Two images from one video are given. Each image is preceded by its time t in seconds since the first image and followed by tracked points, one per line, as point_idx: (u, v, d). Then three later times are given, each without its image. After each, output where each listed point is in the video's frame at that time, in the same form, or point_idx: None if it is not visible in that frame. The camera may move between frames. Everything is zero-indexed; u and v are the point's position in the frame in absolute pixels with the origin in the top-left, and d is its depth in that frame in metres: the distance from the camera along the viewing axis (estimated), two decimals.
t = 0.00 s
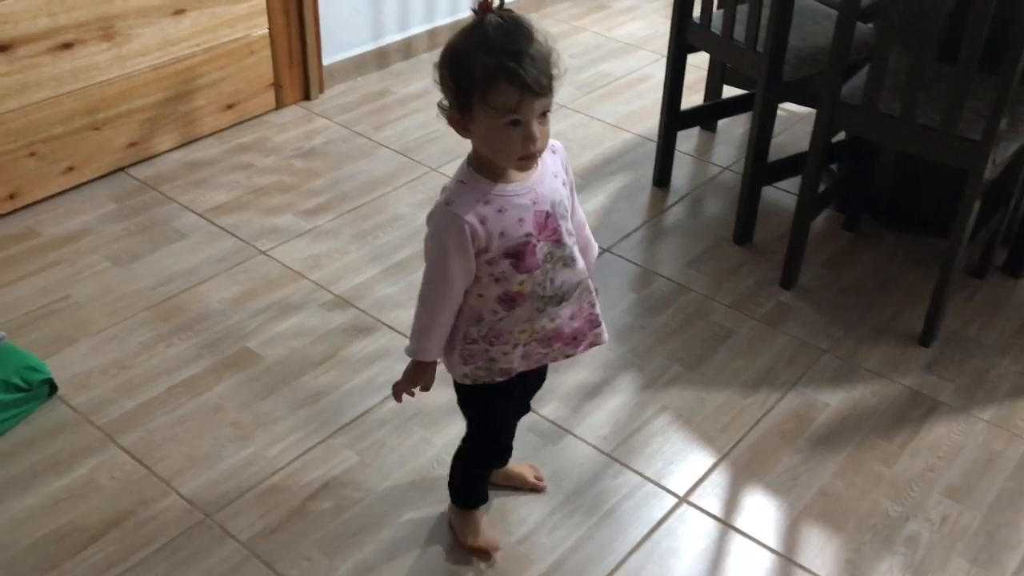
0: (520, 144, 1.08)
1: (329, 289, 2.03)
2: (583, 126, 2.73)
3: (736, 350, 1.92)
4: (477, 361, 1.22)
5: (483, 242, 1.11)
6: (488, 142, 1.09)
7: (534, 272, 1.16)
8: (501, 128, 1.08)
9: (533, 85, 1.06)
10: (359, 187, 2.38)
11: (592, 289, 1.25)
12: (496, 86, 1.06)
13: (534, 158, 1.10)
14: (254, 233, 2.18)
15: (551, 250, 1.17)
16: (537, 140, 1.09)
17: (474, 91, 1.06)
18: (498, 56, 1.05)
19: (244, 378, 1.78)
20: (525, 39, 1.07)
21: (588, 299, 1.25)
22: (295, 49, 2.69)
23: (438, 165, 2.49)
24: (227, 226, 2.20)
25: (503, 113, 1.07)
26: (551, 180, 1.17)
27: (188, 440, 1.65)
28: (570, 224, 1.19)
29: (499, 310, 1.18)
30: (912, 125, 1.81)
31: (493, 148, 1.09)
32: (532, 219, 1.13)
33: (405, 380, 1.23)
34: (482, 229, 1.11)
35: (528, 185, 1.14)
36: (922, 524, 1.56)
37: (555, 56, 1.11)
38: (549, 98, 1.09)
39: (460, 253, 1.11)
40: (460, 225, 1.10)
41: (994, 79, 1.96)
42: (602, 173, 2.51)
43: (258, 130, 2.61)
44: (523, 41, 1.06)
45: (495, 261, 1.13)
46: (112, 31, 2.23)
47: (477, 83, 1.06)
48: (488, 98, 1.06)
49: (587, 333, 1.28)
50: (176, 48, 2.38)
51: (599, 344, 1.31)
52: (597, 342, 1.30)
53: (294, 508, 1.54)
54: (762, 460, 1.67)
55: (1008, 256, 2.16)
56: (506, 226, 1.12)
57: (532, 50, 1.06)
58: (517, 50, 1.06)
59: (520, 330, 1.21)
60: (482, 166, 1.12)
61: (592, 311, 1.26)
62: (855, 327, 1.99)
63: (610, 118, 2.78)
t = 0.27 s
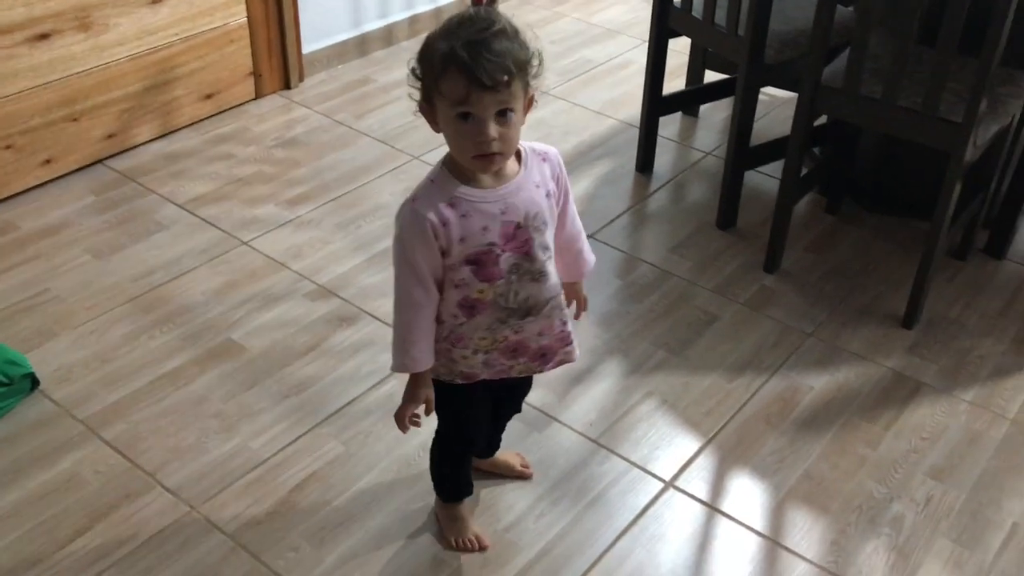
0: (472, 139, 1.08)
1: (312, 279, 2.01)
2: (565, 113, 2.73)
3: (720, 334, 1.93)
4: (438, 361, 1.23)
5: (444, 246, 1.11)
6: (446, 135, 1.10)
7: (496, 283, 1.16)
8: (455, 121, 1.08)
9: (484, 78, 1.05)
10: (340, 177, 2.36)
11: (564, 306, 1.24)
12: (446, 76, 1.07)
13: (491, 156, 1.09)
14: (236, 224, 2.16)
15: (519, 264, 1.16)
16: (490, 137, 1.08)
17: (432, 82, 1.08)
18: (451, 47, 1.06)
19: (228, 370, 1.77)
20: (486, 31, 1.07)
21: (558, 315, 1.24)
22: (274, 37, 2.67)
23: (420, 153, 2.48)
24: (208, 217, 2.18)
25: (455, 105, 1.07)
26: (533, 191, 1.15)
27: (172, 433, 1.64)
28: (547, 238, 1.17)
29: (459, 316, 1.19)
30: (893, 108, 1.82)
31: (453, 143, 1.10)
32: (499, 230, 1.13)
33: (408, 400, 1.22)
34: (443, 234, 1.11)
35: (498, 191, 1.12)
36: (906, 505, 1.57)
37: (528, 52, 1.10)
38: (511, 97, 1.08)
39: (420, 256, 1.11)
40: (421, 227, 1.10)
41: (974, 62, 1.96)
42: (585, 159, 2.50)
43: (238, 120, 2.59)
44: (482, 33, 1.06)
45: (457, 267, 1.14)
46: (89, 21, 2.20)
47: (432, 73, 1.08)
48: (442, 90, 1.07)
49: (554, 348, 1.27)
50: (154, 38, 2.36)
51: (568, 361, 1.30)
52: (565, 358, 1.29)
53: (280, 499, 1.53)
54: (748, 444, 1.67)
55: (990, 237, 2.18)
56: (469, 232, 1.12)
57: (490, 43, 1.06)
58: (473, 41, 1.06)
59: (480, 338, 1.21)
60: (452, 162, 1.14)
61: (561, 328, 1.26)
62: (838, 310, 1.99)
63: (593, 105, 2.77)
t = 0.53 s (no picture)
0: (446, 138, 1.08)
1: (298, 275, 2.01)
2: (551, 105, 2.72)
3: (708, 325, 1.93)
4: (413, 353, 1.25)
5: (411, 240, 1.13)
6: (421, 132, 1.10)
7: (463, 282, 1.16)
8: (431, 119, 1.08)
9: (460, 78, 1.05)
10: (326, 172, 2.35)
11: (539, 312, 1.22)
12: (423, 73, 1.06)
13: (466, 155, 1.09)
14: (221, 221, 2.15)
15: (487, 265, 1.15)
16: (466, 138, 1.08)
17: (408, 78, 1.08)
18: (430, 45, 1.06)
19: (215, 368, 1.77)
20: (465, 30, 1.06)
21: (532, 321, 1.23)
22: (257, 33, 2.65)
23: (406, 148, 2.47)
24: (193, 214, 2.17)
25: (431, 103, 1.07)
26: (509, 194, 1.14)
27: (160, 432, 1.63)
28: (521, 241, 1.16)
29: (429, 311, 1.19)
30: (876, 96, 1.82)
31: (427, 140, 1.10)
32: (467, 229, 1.13)
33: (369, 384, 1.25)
34: (409, 228, 1.12)
35: (472, 190, 1.12)
36: (894, 492, 1.57)
37: (509, 52, 1.09)
38: (488, 98, 1.08)
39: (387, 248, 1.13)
40: (388, 220, 1.11)
41: (957, 49, 1.97)
42: (571, 151, 2.50)
43: (222, 116, 2.57)
44: (462, 32, 1.05)
45: (424, 262, 1.14)
46: (69, 19, 2.18)
47: (409, 69, 1.07)
48: (418, 87, 1.07)
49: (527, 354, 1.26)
50: (135, 35, 2.34)
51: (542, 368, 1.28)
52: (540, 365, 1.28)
53: (269, 497, 1.53)
54: (736, 434, 1.68)
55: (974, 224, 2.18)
56: (436, 229, 1.12)
57: (469, 43, 1.05)
58: (452, 40, 1.05)
59: (450, 336, 1.21)
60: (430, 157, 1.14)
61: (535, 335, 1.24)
62: (825, 299, 2.00)
63: (578, 96, 2.77)
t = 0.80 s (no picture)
0: (441, 125, 1.08)
1: (287, 274, 2.00)
2: (538, 100, 2.72)
3: (698, 319, 1.93)
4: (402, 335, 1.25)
5: (401, 221, 1.14)
6: (420, 120, 1.10)
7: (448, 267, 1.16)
8: (428, 105, 1.08)
9: (456, 66, 1.05)
10: (313, 170, 2.35)
11: (524, 309, 1.21)
12: (421, 60, 1.06)
13: (462, 143, 1.09)
14: (209, 220, 2.15)
15: (473, 253, 1.15)
16: (462, 125, 1.07)
17: (407, 65, 1.08)
18: (428, 33, 1.06)
19: (204, 369, 1.76)
20: (464, 19, 1.06)
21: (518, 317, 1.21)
22: (243, 31, 2.64)
23: (394, 145, 2.47)
24: (180, 214, 2.16)
25: (428, 90, 1.07)
26: (502, 185, 1.14)
27: (150, 433, 1.62)
28: (511, 235, 1.16)
29: (417, 294, 1.20)
30: (861, 89, 1.82)
31: (424, 128, 1.10)
32: (455, 215, 1.13)
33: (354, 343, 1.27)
34: (398, 208, 1.13)
35: (468, 179, 1.13)
36: (884, 484, 1.58)
37: (508, 42, 1.09)
38: (484, 87, 1.08)
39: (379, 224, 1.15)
40: (382, 198, 1.13)
41: (942, 41, 1.97)
42: (560, 146, 2.49)
43: (209, 115, 2.56)
44: (461, 20, 1.06)
45: (412, 244, 1.15)
46: (53, 19, 2.17)
47: (408, 57, 1.08)
48: (416, 73, 1.07)
49: (511, 348, 1.24)
50: (120, 34, 2.33)
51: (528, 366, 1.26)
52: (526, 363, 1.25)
53: (260, 497, 1.52)
54: (726, 428, 1.68)
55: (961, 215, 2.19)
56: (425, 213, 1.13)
57: (467, 32, 1.05)
58: (451, 29, 1.05)
59: (435, 321, 1.21)
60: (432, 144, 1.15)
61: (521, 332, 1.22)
62: (814, 292, 2.00)
63: (566, 92, 2.76)
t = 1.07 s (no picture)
0: (437, 117, 1.07)
1: (280, 273, 1.99)
2: (532, 98, 2.71)
3: (692, 317, 1.93)
4: (396, 334, 1.25)
5: (395, 216, 1.14)
6: (417, 113, 1.09)
7: (439, 265, 1.16)
8: (425, 98, 1.08)
9: (452, 57, 1.04)
10: (307, 169, 2.34)
11: (516, 313, 1.20)
12: (417, 51, 1.06)
13: (458, 136, 1.08)
14: (202, 219, 2.14)
15: (465, 252, 1.15)
16: (457, 118, 1.07)
17: (404, 57, 1.08)
18: (426, 25, 1.06)
19: (198, 368, 1.75)
20: (461, 11, 1.06)
21: (510, 320, 1.20)
22: (236, 29, 2.63)
23: (387, 143, 2.46)
24: (173, 213, 2.15)
25: (425, 81, 1.07)
26: (498, 185, 1.13)
27: (143, 434, 1.62)
28: (504, 236, 1.15)
29: (410, 292, 1.19)
30: (855, 86, 1.82)
31: (421, 121, 1.10)
32: (448, 213, 1.13)
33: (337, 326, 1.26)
34: (393, 203, 1.14)
35: (463, 176, 1.12)
36: (879, 481, 1.58)
37: (506, 37, 1.09)
38: (482, 79, 1.07)
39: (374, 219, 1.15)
40: (377, 193, 1.14)
41: (936, 37, 1.97)
42: (554, 144, 2.49)
43: (202, 113, 2.55)
44: (458, 13, 1.05)
45: (406, 240, 1.15)
46: (44, 17, 2.16)
47: (405, 48, 1.07)
48: (413, 65, 1.07)
49: (502, 352, 1.23)
50: (112, 33, 2.32)
51: (519, 371, 1.24)
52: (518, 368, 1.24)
53: (254, 496, 1.52)
54: (721, 426, 1.68)
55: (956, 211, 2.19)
56: (418, 209, 1.13)
57: (464, 24, 1.05)
58: (448, 21, 1.05)
59: (427, 320, 1.20)
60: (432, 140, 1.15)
61: (513, 336, 1.21)
62: (808, 289, 2.00)
63: (560, 89, 2.76)
